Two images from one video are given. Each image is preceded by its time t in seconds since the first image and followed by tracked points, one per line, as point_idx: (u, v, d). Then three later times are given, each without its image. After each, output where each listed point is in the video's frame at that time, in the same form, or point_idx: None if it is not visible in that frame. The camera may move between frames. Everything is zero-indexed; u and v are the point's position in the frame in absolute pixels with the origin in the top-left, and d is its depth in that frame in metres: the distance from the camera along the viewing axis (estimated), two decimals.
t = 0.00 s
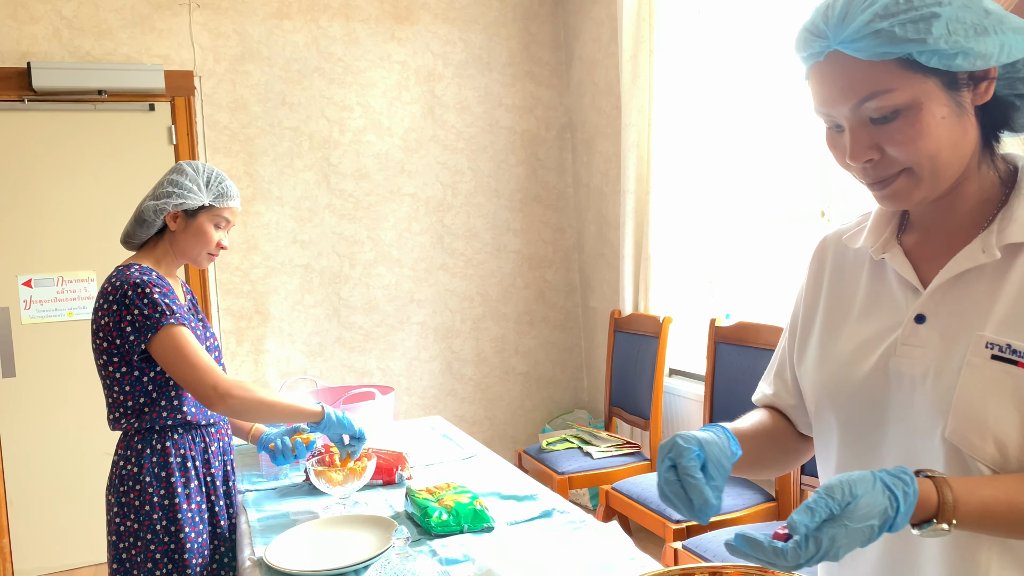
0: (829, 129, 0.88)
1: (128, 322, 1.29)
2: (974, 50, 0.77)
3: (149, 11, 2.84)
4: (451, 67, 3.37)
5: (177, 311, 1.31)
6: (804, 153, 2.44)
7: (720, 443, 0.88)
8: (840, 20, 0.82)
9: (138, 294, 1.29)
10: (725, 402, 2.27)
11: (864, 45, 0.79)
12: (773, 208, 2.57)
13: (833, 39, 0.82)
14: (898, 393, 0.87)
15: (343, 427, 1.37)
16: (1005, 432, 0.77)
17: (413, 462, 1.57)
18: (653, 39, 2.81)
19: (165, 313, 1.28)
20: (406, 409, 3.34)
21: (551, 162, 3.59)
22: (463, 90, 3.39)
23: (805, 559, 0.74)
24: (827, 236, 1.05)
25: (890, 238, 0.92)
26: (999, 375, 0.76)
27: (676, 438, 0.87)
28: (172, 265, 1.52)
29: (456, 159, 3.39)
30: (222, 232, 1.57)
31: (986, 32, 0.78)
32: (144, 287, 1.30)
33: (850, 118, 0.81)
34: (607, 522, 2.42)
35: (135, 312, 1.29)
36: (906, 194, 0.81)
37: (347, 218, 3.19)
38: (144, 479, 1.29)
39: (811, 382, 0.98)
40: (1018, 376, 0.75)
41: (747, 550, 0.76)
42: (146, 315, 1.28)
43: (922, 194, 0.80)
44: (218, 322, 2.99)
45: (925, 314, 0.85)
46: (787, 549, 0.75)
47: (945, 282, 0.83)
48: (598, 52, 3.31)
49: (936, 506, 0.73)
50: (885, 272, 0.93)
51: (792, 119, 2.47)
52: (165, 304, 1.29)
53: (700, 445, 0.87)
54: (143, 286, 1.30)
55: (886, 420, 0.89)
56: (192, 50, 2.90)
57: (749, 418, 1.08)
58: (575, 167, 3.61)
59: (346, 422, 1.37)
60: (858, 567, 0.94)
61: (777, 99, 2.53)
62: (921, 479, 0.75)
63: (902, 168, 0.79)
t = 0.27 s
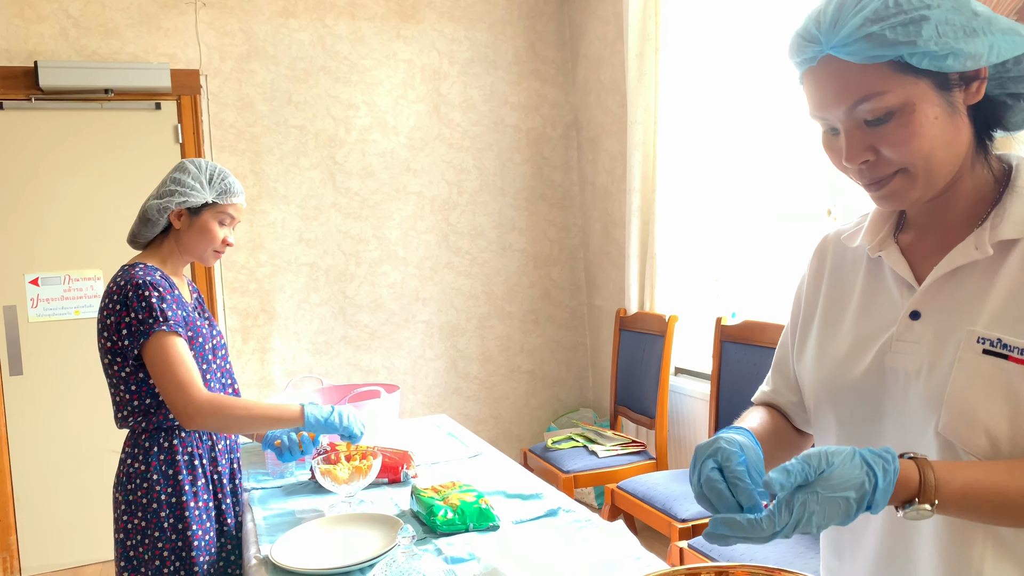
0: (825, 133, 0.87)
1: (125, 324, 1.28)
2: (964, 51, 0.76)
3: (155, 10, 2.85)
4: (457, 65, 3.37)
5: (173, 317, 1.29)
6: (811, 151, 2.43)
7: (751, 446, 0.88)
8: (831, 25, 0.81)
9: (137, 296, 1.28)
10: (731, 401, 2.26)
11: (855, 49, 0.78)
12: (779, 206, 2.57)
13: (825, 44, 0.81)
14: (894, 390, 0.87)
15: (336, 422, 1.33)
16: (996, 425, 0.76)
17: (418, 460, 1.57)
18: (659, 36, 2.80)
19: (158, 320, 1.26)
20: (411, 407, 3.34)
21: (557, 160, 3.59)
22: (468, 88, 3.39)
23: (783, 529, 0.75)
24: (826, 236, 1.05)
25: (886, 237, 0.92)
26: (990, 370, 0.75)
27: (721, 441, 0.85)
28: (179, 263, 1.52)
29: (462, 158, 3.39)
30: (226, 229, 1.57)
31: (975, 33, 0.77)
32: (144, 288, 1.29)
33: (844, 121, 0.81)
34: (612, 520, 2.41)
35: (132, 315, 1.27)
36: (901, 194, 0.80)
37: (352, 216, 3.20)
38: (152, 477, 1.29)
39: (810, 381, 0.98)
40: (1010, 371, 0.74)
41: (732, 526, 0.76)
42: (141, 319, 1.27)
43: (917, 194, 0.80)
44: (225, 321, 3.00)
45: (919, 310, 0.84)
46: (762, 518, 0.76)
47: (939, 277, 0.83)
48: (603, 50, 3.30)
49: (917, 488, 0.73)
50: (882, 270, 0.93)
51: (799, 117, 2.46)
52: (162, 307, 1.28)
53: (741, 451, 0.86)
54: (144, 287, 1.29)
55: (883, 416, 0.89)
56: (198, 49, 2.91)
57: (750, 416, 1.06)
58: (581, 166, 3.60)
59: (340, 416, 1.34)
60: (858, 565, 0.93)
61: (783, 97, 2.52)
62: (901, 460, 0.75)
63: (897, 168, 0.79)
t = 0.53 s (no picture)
0: (832, 127, 0.87)
1: (118, 325, 1.27)
2: (976, 43, 0.76)
3: (161, 9, 2.86)
4: (463, 63, 3.36)
5: (162, 319, 1.27)
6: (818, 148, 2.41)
7: (711, 454, 0.86)
8: (842, 16, 0.81)
9: (130, 296, 1.27)
10: (738, 399, 2.25)
11: (867, 39, 0.78)
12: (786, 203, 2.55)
13: (836, 36, 0.81)
14: (903, 387, 0.86)
15: (311, 435, 1.27)
16: (1013, 422, 0.75)
17: (424, 458, 1.57)
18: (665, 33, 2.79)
19: (147, 323, 1.25)
20: (417, 405, 3.34)
21: (562, 158, 3.58)
22: (474, 86, 3.39)
23: (829, 538, 0.71)
24: (827, 235, 1.04)
25: (892, 233, 0.91)
26: (1006, 366, 0.75)
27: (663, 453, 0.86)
28: (184, 260, 1.52)
29: (467, 156, 3.39)
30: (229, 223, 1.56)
31: (986, 27, 0.78)
32: (139, 288, 1.28)
33: (854, 114, 0.80)
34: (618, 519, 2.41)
35: (123, 316, 1.27)
36: (910, 188, 0.79)
37: (358, 214, 3.20)
38: (154, 474, 1.28)
39: (815, 378, 0.97)
40: None
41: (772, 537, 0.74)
42: (132, 321, 1.26)
43: (926, 188, 0.79)
44: (231, 319, 3.01)
45: (928, 306, 0.84)
46: (805, 526, 0.72)
47: (949, 273, 0.83)
48: (609, 47, 3.29)
49: (951, 487, 0.72)
50: (888, 266, 0.92)
51: (805, 113, 2.45)
52: (153, 308, 1.27)
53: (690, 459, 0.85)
54: (139, 287, 1.28)
55: (892, 413, 0.88)
56: (204, 47, 2.92)
57: (747, 417, 1.07)
58: (587, 164, 3.59)
59: (315, 428, 1.27)
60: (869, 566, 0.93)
61: (790, 93, 2.50)
62: (932, 460, 0.74)
63: (906, 161, 0.78)
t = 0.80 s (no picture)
0: (843, 117, 0.86)
1: (118, 319, 1.27)
2: (995, 34, 0.75)
3: (167, 8, 2.87)
4: (468, 61, 3.36)
5: (162, 313, 1.26)
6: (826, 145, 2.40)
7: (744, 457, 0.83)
8: (860, 4, 0.80)
9: (130, 290, 1.27)
10: (745, 396, 2.24)
11: (886, 28, 0.76)
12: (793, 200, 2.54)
13: (853, 24, 0.80)
14: (913, 383, 0.85)
15: (305, 437, 1.28)
16: None
17: (430, 456, 1.57)
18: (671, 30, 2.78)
19: (146, 317, 1.25)
20: (424, 403, 3.35)
21: (568, 156, 3.57)
22: (479, 84, 3.38)
23: (823, 536, 0.71)
24: (835, 230, 1.04)
25: (902, 228, 0.91)
26: (1020, 364, 0.74)
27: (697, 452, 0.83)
28: (186, 254, 1.48)
29: (473, 154, 3.39)
30: (205, 204, 1.46)
31: (1005, 17, 0.77)
32: (140, 283, 1.28)
33: (868, 104, 0.80)
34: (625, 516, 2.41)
35: (123, 310, 1.27)
36: (923, 181, 0.79)
37: (365, 212, 3.21)
38: (158, 471, 1.29)
39: (824, 374, 0.96)
40: None
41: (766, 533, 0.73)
42: (132, 314, 1.26)
43: (939, 181, 0.79)
44: (238, 317, 3.02)
45: (940, 302, 0.83)
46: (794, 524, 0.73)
47: (961, 269, 0.82)
48: (615, 44, 3.28)
49: (956, 491, 0.72)
50: (897, 262, 0.92)
51: (811, 110, 2.43)
52: (153, 302, 1.26)
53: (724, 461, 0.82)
54: (139, 282, 1.28)
55: (901, 409, 0.88)
56: (210, 46, 2.92)
57: (759, 423, 1.04)
58: (593, 161, 3.59)
59: (309, 430, 1.28)
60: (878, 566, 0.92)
61: (797, 90, 2.49)
62: (935, 468, 0.74)
63: (920, 153, 0.78)
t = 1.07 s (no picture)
0: (854, 112, 0.86)
1: (120, 319, 1.28)
2: (1009, 28, 0.74)
3: (175, 9, 2.88)
4: (475, 60, 3.36)
5: (161, 312, 1.27)
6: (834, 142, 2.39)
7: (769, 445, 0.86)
8: None
9: (131, 290, 1.28)
10: (753, 395, 2.23)
11: (896, 22, 0.76)
12: (801, 198, 2.52)
13: (863, 17, 0.79)
14: (924, 383, 0.85)
15: (309, 433, 1.28)
16: None
17: (437, 455, 1.57)
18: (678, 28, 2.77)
19: (146, 317, 1.25)
20: (431, 402, 3.35)
21: (575, 155, 3.57)
22: (486, 83, 3.38)
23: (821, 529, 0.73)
24: (849, 227, 1.03)
25: (915, 226, 0.90)
26: None
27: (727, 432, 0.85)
28: (189, 252, 1.48)
29: (480, 153, 3.39)
30: (196, 199, 1.46)
31: (1020, 10, 0.75)
32: (139, 283, 1.28)
33: (878, 100, 0.79)
34: (632, 516, 2.40)
35: (124, 310, 1.27)
36: (933, 178, 0.79)
37: (372, 212, 3.21)
38: (163, 469, 1.29)
39: (835, 373, 0.96)
40: None
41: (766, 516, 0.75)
42: (132, 315, 1.26)
43: (950, 177, 0.78)
44: (246, 316, 3.04)
45: (951, 302, 0.82)
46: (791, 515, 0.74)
47: (972, 269, 0.81)
48: (622, 43, 3.27)
49: (952, 492, 0.73)
50: (910, 260, 0.91)
51: (819, 108, 2.42)
52: (152, 302, 1.27)
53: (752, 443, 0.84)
54: (139, 282, 1.28)
55: (912, 410, 0.87)
56: (218, 47, 2.94)
57: (778, 416, 1.04)
58: (600, 160, 3.58)
59: (313, 426, 1.29)
60: (886, 566, 0.92)
61: (805, 88, 2.47)
62: (931, 467, 0.75)
63: (931, 149, 0.77)
